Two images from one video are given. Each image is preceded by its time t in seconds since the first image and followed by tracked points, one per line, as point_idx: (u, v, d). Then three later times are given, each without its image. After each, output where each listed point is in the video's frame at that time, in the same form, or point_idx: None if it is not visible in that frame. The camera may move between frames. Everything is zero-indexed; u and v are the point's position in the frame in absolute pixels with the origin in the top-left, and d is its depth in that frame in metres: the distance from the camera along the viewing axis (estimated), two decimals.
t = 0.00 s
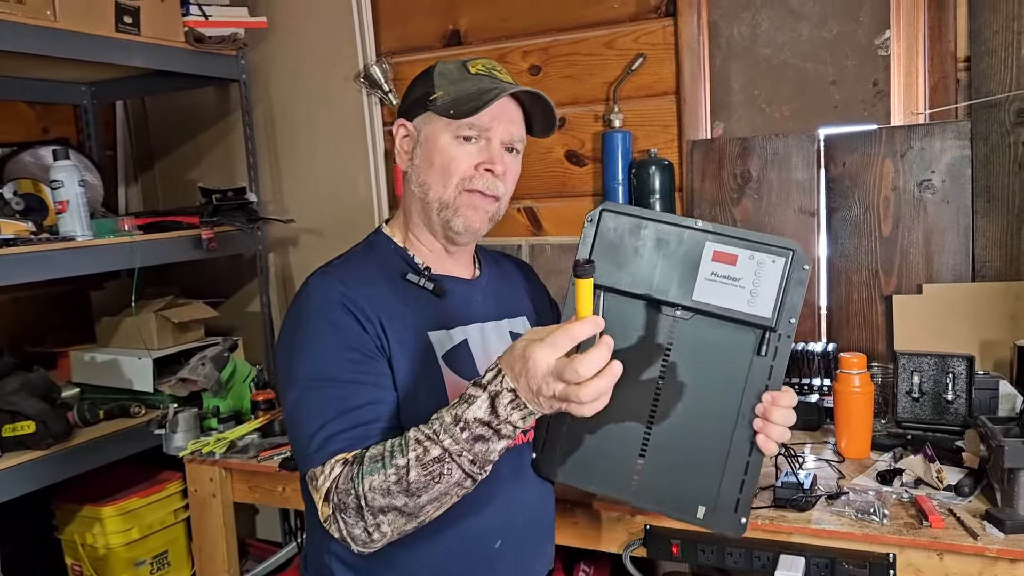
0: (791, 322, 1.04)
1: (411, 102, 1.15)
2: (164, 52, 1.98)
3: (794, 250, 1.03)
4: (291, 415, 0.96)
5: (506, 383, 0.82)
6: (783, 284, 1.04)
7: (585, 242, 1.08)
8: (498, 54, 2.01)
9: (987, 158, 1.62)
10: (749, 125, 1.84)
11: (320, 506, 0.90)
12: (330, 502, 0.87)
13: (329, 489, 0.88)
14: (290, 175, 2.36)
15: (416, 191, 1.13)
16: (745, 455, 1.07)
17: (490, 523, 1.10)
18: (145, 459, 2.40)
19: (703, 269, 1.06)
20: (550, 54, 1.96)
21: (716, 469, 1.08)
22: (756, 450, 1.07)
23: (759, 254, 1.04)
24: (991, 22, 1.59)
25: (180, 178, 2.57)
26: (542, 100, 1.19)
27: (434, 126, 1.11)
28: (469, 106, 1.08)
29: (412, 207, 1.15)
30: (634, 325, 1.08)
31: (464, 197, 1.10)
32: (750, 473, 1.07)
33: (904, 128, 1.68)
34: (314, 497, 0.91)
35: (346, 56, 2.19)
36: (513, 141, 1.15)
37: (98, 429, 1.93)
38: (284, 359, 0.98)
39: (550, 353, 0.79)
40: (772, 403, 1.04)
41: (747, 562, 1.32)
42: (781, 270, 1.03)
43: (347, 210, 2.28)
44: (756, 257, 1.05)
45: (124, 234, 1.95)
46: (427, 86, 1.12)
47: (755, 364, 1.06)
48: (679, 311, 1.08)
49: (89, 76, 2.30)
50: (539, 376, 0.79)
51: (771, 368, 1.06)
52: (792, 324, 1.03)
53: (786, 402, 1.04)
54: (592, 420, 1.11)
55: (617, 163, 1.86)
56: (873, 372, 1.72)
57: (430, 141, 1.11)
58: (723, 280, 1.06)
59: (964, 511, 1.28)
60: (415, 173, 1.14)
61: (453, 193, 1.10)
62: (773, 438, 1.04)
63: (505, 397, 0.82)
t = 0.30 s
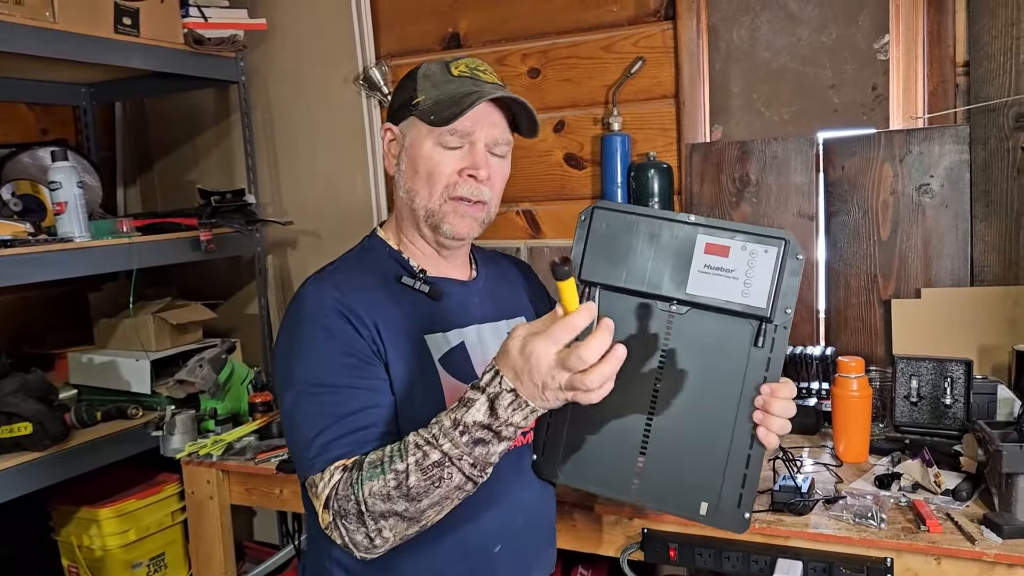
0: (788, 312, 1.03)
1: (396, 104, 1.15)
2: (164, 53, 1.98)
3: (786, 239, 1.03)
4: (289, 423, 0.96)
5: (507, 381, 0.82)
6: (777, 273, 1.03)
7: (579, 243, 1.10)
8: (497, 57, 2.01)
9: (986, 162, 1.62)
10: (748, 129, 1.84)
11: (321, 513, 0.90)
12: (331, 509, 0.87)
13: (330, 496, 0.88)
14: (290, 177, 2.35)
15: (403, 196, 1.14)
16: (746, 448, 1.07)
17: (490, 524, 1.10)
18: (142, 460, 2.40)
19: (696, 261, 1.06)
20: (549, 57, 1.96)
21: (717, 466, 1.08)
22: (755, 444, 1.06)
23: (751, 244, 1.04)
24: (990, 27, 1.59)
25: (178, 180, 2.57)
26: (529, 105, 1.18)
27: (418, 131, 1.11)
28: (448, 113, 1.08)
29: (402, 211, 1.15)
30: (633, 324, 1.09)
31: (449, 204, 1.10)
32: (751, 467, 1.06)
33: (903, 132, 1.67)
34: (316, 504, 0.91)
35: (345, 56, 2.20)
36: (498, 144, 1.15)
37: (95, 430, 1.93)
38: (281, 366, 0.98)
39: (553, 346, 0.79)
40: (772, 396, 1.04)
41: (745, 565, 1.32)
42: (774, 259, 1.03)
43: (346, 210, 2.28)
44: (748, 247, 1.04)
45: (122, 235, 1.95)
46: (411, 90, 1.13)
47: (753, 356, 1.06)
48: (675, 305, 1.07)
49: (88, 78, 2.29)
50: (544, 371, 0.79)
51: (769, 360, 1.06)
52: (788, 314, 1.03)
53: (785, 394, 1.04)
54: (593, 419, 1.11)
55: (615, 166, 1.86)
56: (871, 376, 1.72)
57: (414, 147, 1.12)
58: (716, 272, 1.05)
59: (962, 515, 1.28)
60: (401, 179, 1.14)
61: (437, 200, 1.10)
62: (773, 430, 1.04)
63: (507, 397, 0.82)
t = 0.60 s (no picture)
0: (781, 308, 1.06)
1: (388, 116, 1.12)
2: (164, 53, 1.98)
3: (778, 236, 1.06)
4: (291, 431, 0.95)
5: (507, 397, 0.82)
6: (770, 270, 1.06)
7: (575, 243, 1.13)
8: (497, 57, 2.02)
9: (986, 165, 1.62)
10: (748, 131, 1.84)
11: (322, 519, 0.89)
12: (333, 517, 0.87)
13: (331, 504, 0.87)
14: (289, 177, 2.35)
15: (396, 210, 1.13)
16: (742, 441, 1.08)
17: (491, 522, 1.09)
18: (141, 461, 2.40)
19: (690, 259, 1.09)
20: (549, 58, 1.96)
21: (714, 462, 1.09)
22: (752, 438, 1.08)
23: (744, 242, 1.07)
24: (990, 30, 1.59)
25: (177, 180, 2.57)
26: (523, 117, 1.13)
27: (407, 152, 1.09)
28: (435, 143, 1.05)
29: (396, 222, 1.14)
30: (631, 322, 1.10)
31: (440, 228, 1.10)
32: (747, 460, 1.08)
33: (903, 135, 1.68)
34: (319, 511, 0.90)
35: (345, 57, 2.20)
36: (490, 162, 1.12)
37: (94, 430, 1.93)
38: (280, 374, 0.98)
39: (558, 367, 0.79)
40: (766, 390, 1.06)
41: (743, 567, 1.31)
42: (767, 257, 1.06)
43: (346, 211, 2.28)
44: (742, 245, 1.07)
45: (121, 234, 1.95)
46: (400, 107, 1.09)
47: (747, 352, 1.08)
48: (671, 303, 1.10)
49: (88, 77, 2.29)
50: (546, 390, 0.79)
51: (764, 356, 1.07)
52: (781, 310, 1.06)
53: (780, 388, 1.06)
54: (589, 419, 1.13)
55: (615, 167, 1.86)
56: (871, 378, 1.72)
57: (405, 168, 1.10)
58: (710, 270, 1.08)
59: (961, 518, 1.28)
60: (394, 196, 1.13)
61: (428, 224, 1.10)
62: (769, 425, 1.06)
63: (506, 411, 0.81)
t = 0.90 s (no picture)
0: (777, 307, 1.06)
1: (386, 115, 1.13)
2: (167, 52, 1.98)
3: (774, 236, 1.06)
4: (295, 433, 0.96)
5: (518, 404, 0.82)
6: (766, 270, 1.07)
7: (574, 244, 1.13)
8: (500, 58, 2.02)
9: (988, 167, 1.62)
10: (750, 132, 1.84)
11: (331, 520, 0.90)
12: (343, 518, 0.87)
13: (341, 506, 0.88)
14: (290, 177, 2.36)
15: (398, 209, 1.13)
16: (739, 439, 1.08)
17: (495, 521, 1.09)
18: (142, 460, 2.40)
19: (687, 259, 1.09)
20: (552, 59, 1.96)
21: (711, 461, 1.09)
22: (749, 435, 1.08)
23: (740, 242, 1.08)
24: (993, 32, 1.59)
25: (179, 179, 2.58)
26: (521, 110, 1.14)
27: (408, 148, 1.09)
28: (437, 135, 1.05)
29: (398, 222, 1.14)
30: (630, 323, 1.11)
31: (444, 221, 1.10)
32: (744, 458, 1.08)
33: (905, 136, 1.68)
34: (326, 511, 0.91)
35: (346, 56, 2.20)
36: (490, 154, 1.12)
37: (95, 429, 1.93)
38: (284, 376, 0.98)
39: (569, 375, 0.79)
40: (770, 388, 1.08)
41: (744, 568, 1.31)
42: (763, 257, 1.06)
43: (347, 210, 2.28)
44: (737, 245, 1.08)
45: (123, 233, 1.95)
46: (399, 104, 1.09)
47: (744, 350, 1.08)
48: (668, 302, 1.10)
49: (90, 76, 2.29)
50: (555, 398, 0.80)
51: (761, 355, 1.08)
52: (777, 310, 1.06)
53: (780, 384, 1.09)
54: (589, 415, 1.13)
55: (617, 168, 1.87)
56: (872, 380, 1.72)
57: (405, 164, 1.10)
58: (707, 270, 1.09)
59: (962, 520, 1.28)
60: (395, 193, 1.13)
61: (433, 217, 1.09)
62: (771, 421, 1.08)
63: (516, 418, 0.82)
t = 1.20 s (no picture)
0: (780, 312, 1.06)
1: (388, 112, 1.14)
2: (170, 51, 1.99)
3: (777, 241, 1.06)
4: (299, 431, 0.96)
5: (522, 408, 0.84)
6: (769, 275, 1.07)
7: (579, 246, 1.13)
8: (502, 58, 2.02)
9: (990, 169, 1.63)
10: (751, 133, 1.84)
11: (332, 516, 0.90)
12: (344, 514, 0.87)
13: (343, 502, 0.88)
14: (293, 177, 2.36)
15: (404, 206, 1.13)
16: (738, 442, 1.09)
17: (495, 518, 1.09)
18: (143, 458, 2.40)
19: (691, 262, 1.09)
20: (553, 60, 1.96)
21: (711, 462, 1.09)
22: (748, 436, 1.09)
23: (744, 247, 1.08)
24: (995, 34, 1.59)
25: (181, 178, 2.58)
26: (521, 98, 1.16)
27: (411, 138, 1.10)
28: (442, 119, 1.06)
29: (403, 219, 1.15)
30: (633, 323, 1.11)
31: (451, 207, 1.10)
32: (743, 463, 1.08)
33: (907, 138, 1.68)
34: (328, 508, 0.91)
35: (348, 57, 2.20)
36: (493, 142, 1.13)
37: (97, 427, 1.93)
38: (288, 375, 0.98)
39: (570, 377, 0.81)
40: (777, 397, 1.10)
41: (745, 568, 1.31)
42: (766, 262, 1.06)
43: (348, 211, 2.29)
44: (741, 249, 1.08)
45: (125, 232, 1.95)
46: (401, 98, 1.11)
47: (745, 354, 1.08)
48: (671, 305, 1.10)
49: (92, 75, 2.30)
50: (556, 399, 0.81)
51: (762, 359, 1.08)
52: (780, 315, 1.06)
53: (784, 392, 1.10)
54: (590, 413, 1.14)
55: (619, 168, 1.87)
56: (873, 381, 1.72)
57: (410, 155, 1.11)
58: (710, 274, 1.09)
59: (963, 521, 1.28)
60: (400, 187, 1.13)
61: (440, 204, 1.10)
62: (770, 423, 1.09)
63: (520, 421, 0.83)
